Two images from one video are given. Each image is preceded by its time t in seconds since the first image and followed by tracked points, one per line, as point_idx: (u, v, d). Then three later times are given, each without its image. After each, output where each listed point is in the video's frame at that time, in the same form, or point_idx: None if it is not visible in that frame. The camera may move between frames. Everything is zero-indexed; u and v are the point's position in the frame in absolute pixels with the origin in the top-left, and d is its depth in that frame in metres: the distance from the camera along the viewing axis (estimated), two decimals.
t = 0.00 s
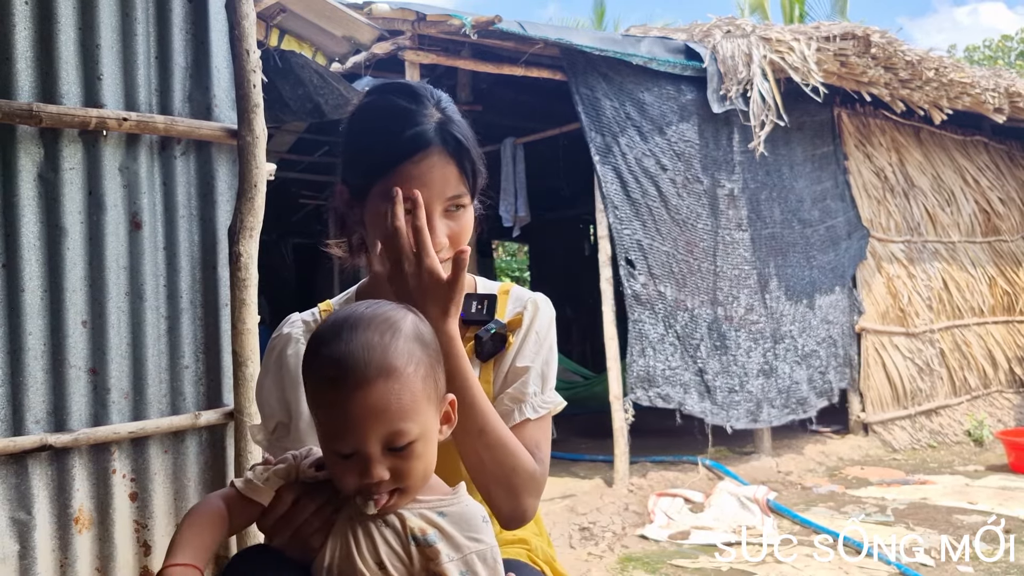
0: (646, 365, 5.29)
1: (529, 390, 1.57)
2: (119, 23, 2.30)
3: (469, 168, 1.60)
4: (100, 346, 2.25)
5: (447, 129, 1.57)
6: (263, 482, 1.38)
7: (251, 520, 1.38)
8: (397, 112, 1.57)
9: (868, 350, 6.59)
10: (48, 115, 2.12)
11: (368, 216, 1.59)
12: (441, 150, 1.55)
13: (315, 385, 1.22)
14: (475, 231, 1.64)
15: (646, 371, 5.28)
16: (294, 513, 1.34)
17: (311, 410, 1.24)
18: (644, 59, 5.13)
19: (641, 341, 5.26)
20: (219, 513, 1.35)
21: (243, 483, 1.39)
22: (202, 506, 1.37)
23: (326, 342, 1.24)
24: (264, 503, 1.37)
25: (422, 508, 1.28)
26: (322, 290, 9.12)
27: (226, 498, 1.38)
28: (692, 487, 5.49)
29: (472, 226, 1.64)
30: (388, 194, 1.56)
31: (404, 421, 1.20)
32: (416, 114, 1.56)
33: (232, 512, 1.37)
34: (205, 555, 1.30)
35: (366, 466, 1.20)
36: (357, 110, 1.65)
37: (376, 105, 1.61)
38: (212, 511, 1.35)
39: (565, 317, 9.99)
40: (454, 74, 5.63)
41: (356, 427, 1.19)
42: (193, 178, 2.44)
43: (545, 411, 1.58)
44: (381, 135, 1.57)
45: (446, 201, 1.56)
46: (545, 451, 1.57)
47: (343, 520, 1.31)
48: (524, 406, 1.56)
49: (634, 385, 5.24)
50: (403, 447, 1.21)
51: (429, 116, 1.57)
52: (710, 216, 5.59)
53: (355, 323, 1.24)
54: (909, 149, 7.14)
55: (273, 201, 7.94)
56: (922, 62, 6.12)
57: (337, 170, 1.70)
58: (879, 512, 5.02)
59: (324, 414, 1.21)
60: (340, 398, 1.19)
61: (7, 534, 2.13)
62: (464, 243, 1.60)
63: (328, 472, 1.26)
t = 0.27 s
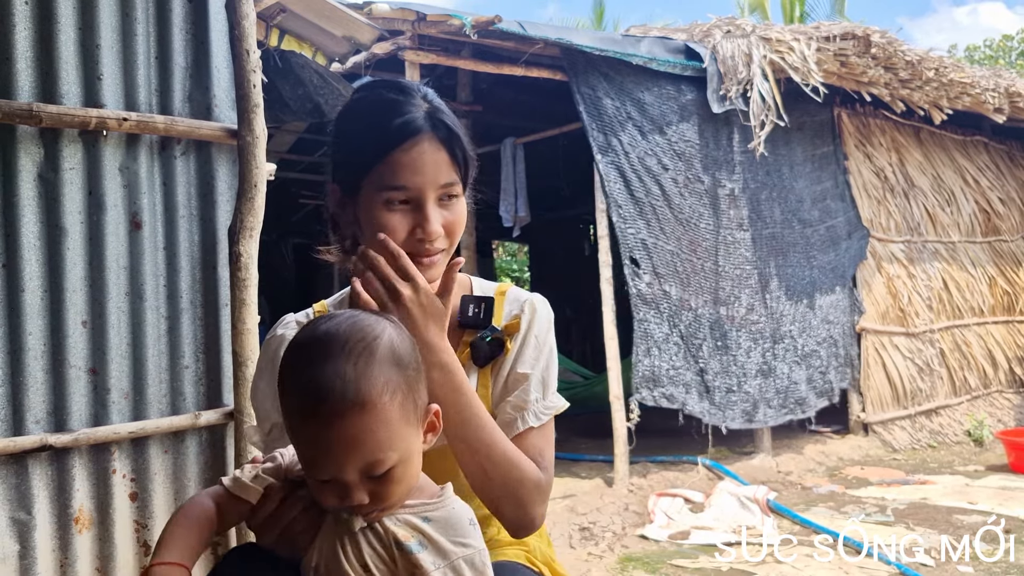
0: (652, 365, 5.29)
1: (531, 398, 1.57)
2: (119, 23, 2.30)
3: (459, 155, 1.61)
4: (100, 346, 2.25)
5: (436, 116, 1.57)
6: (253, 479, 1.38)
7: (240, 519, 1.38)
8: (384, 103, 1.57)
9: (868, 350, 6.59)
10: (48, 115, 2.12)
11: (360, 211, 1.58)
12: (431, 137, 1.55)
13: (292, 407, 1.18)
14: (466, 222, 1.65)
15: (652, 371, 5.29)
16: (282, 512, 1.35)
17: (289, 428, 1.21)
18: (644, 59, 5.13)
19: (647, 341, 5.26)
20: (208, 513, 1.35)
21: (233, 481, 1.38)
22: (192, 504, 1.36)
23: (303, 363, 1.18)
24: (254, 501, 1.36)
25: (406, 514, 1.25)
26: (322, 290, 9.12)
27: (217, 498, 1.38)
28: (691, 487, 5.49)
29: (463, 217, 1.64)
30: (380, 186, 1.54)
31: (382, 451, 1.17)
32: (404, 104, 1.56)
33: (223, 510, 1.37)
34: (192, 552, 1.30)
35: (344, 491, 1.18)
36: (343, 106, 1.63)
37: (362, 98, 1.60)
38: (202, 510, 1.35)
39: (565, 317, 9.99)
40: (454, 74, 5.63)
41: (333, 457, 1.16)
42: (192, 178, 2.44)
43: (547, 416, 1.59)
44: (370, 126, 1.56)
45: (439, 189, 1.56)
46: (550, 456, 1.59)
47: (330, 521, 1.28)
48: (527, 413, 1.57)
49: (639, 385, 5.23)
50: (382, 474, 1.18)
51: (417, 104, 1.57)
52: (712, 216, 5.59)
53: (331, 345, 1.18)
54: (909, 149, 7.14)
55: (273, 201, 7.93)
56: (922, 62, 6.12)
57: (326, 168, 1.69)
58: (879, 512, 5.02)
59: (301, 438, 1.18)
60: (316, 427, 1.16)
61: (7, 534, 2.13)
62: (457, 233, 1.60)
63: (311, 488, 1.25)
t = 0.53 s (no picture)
0: (659, 365, 5.30)
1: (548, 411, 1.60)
2: (120, 24, 2.31)
3: (448, 150, 1.61)
4: (101, 346, 2.25)
5: (424, 112, 1.58)
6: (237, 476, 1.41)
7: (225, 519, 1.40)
8: (371, 101, 1.58)
9: (868, 349, 6.60)
10: (49, 115, 2.13)
11: (351, 210, 1.58)
12: (419, 132, 1.56)
13: (270, 420, 1.19)
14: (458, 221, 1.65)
15: (659, 370, 5.31)
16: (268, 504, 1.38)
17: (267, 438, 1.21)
18: (644, 60, 5.14)
19: (652, 340, 5.27)
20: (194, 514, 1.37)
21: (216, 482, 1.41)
22: (177, 506, 1.37)
23: (279, 378, 1.18)
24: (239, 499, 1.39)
25: (387, 513, 1.25)
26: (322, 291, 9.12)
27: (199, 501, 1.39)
28: (691, 487, 5.49)
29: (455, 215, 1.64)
30: (370, 183, 1.55)
31: (360, 466, 1.18)
32: (391, 101, 1.57)
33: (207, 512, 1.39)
34: (180, 554, 1.31)
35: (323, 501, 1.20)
36: (332, 111, 1.65)
37: (349, 100, 1.61)
38: (187, 511, 1.36)
39: (565, 317, 10.00)
40: (454, 74, 5.63)
41: (311, 472, 1.17)
42: (193, 178, 2.45)
43: (563, 425, 1.62)
44: (357, 125, 1.57)
45: (429, 185, 1.56)
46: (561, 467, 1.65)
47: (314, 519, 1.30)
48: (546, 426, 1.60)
49: (648, 385, 5.27)
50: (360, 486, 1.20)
51: (405, 101, 1.58)
52: (710, 216, 5.60)
53: (307, 362, 1.17)
54: (908, 149, 7.14)
55: (273, 201, 7.94)
56: (922, 62, 6.13)
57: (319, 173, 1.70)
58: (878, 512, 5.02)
59: (280, 451, 1.19)
60: (294, 443, 1.16)
61: (7, 534, 2.13)
62: (449, 230, 1.60)
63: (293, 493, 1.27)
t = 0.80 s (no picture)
0: (665, 364, 5.33)
1: (552, 415, 1.60)
2: (120, 24, 2.31)
3: (446, 145, 1.62)
4: (101, 346, 2.25)
5: (421, 107, 1.59)
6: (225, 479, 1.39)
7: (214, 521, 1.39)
8: (368, 98, 1.59)
9: (868, 349, 6.60)
10: (49, 115, 2.13)
11: (349, 206, 1.58)
12: (416, 126, 1.56)
13: (266, 445, 1.21)
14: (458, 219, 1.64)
15: (667, 369, 5.34)
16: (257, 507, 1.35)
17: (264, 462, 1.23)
18: (644, 59, 5.14)
19: (658, 340, 5.29)
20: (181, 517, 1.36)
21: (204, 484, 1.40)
22: (165, 509, 1.37)
23: (271, 407, 1.20)
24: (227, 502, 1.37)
25: (385, 518, 1.26)
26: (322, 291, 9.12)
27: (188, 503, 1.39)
28: (691, 487, 5.49)
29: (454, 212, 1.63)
30: (367, 176, 1.55)
31: (358, 486, 1.20)
32: (388, 96, 1.58)
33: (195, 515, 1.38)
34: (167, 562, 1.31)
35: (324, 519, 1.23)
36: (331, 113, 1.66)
37: (347, 100, 1.63)
38: (176, 514, 1.36)
39: (565, 317, 10.01)
40: (454, 74, 5.63)
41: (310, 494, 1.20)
42: (193, 178, 2.45)
43: (569, 429, 1.63)
44: (354, 121, 1.58)
45: (427, 178, 1.56)
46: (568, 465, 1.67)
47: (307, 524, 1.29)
48: (549, 430, 1.61)
49: (657, 384, 5.29)
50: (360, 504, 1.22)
51: (402, 97, 1.59)
52: (709, 216, 5.60)
53: (299, 388, 1.19)
54: (908, 149, 7.14)
55: (273, 201, 7.95)
56: (922, 62, 6.13)
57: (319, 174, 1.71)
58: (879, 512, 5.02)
59: (277, 474, 1.21)
60: (292, 468, 1.19)
61: (7, 534, 2.13)
62: (447, 224, 1.58)
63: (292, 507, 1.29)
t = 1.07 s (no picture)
0: (668, 364, 5.34)
1: (557, 414, 1.60)
2: (120, 24, 2.31)
3: (443, 140, 1.63)
4: (101, 346, 2.25)
5: (419, 103, 1.60)
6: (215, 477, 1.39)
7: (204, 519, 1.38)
8: (365, 94, 1.60)
9: (868, 349, 6.60)
10: (49, 115, 2.13)
11: (348, 203, 1.58)
12: (413, 121, 1.57)
13: (269, 427, 1.20)
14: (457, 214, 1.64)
15: (670, 368, 5.34)
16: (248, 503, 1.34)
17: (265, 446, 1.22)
18: (644, 60, 5.14)
19: (659, 340, 5.29)
20: (170, 516, 1.35)
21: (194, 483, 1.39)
22: (155, 508, 1.36)
23: (278, 387, 1.20)
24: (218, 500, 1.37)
25: (384, 505, 1.28)
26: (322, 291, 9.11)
27: (178, 501, 1.38)
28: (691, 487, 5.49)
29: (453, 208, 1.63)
30: (366, 171, 1.55)
31: (362, 466, 1.21)
32: (385, 93, 1.59)
33: (185, 513, 1.37)
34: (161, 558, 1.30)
35: (324, 502, 1.22)
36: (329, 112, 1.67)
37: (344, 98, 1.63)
38: (165, 512, 1.35)
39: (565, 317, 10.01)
40: (454, 74, 5.63)
41: (314, 475, 1.19)
42: (193, 179, 2.45)
43: (574, 427, 1.63)
44: (353, 117, 1.59)
45: (425, 172, 1.56)
46: (573, 466, 1.69)
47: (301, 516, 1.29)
48: (555, 430, 1.61)
49: (661, 383, 5.31)
50: (362, 486, 1.22)
51: (399, 93, 1.60)
52: (708, 216, 5.60)
53: (307, 368, 1.19)
54: (908, 149, 7.14)
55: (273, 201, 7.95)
56: (922, 62, 6.13)
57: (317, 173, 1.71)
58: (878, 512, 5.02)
59: (280, 456, 1.20)
60: (297, 448, 1.18)
61: (7, 534, 2.13)
62: (448, 219, 1.58)
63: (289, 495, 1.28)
